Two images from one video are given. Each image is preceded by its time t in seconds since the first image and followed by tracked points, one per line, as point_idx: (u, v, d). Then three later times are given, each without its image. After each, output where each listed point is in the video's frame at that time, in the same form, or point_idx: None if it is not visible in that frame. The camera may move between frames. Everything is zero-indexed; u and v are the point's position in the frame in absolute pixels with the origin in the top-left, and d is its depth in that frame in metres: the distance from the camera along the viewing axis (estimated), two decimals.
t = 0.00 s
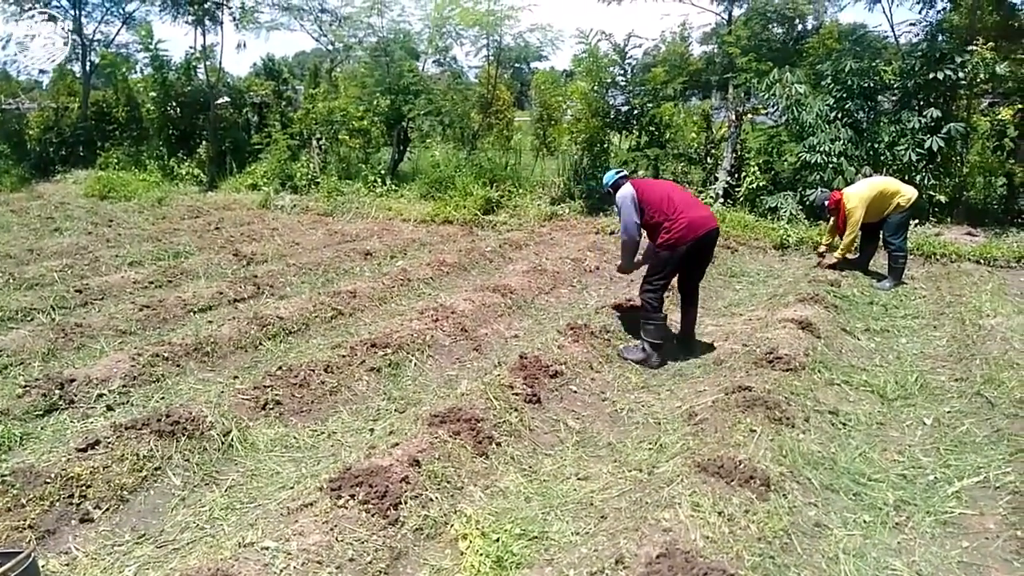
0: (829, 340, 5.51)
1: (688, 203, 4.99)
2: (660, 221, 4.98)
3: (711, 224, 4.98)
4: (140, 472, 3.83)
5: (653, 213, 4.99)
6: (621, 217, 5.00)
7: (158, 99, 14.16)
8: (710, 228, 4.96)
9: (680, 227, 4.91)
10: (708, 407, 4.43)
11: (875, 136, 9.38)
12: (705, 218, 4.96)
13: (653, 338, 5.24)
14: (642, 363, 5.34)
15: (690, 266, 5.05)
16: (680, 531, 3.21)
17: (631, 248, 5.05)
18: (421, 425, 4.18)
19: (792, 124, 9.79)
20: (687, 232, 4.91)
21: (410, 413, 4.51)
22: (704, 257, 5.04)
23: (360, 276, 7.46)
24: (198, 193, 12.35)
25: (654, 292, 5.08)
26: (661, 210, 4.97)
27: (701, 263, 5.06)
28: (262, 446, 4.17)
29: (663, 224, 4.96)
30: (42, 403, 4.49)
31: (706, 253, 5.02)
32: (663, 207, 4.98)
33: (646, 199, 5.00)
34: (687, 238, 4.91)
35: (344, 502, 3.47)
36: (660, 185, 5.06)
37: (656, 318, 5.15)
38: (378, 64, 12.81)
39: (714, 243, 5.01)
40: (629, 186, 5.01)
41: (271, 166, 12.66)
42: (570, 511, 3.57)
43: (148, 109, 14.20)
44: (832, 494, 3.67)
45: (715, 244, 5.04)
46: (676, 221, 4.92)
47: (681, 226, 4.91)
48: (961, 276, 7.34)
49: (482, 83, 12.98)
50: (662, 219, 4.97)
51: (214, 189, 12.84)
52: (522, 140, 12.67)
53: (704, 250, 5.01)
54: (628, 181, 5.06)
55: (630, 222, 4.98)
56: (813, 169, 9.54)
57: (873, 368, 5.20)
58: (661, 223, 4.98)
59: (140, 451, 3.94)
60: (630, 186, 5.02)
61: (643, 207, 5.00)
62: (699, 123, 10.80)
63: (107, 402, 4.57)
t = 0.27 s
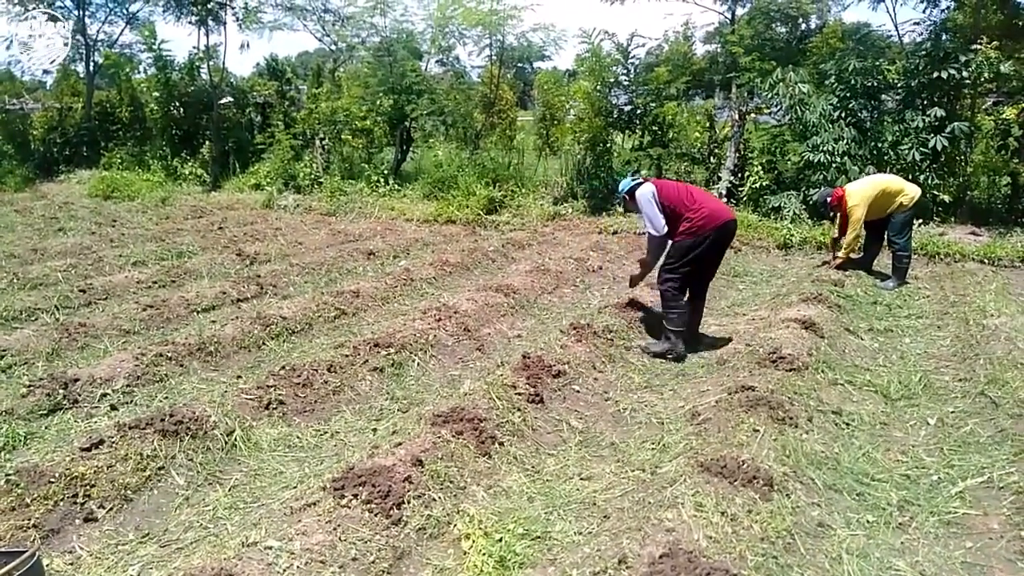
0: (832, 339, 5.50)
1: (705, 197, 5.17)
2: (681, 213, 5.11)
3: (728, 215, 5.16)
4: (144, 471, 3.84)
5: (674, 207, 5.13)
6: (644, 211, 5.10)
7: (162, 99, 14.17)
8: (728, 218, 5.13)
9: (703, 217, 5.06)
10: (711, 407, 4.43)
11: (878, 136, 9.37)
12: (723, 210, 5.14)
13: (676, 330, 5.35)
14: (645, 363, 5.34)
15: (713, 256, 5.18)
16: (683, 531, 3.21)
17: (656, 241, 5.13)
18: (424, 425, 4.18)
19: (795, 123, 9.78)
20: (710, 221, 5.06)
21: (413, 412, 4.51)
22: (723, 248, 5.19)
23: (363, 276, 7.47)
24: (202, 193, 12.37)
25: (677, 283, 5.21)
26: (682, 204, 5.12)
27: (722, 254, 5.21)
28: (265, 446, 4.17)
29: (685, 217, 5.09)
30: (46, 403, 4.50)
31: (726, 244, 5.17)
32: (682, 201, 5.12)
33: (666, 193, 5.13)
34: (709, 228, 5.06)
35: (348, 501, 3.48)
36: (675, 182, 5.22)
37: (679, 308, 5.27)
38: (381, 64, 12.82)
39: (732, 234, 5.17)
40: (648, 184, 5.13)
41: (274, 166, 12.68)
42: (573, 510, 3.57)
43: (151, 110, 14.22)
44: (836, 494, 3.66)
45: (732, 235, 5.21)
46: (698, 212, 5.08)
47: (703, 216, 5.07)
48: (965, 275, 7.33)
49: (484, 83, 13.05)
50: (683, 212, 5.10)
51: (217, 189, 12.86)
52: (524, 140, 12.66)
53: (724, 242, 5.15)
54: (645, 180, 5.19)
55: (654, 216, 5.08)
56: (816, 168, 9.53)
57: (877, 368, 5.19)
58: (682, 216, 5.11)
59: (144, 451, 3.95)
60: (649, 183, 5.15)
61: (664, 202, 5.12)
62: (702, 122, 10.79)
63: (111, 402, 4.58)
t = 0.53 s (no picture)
0: (835, 339, 5.50)
1: (712, 197, 5.18)
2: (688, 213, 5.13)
3: (736, 213, 5.16)
4: (147, 469, 3.85)
5: (681, 207, 5.15)
6: (652, 213, 5.12)
7: (164, 98, 14.13)
8: (736, 216, 5.14)
9: (710, 216, 5.08)
10: (714, 406, 4.42)
11: (882, 134, 9.35)
12: (731, 208, 5.14)
13: (688, 330, 5.35)
14: (648, 363, 5.34)
15: (722, 254, 5.18)
16: (685, 529, 3.22)
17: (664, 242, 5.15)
18: (426, 423, 4.19)
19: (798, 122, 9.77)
20: (717, 219, 5.07)
21: (416, 411, 4.52)
22: (732, 247, 5.19)
23: (365, 275, 7.48)
24: (204, 192, 12.38)
25: (688, 282, 5.22)
26: (689, 204, 5.14)
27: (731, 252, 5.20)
28: (268, 445, 4.18)
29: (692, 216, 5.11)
30: (50, 401, 4.51)
31: (735, 242, 5.17)
32: (689, 201, 5.15)
33: (673, 194, 5.17)
34: (716, 225, 5.07)
35: (351, 500, 3.48)
36: (682, 183, 5.25)
37: (690, 308, 5.27)
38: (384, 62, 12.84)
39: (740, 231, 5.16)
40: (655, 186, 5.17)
41: (277, 164, 12.69)
42: (575, 509, 3.57)
43: (154, 108, 14.23)
44: (839, 493, 3.66)
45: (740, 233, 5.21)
46: (704, 211, 5.10)
47: (710, 214, 5.08)
48: (968, 274, 7.32)
49: (488, 81, 12.82)
50: (690, 212, 5.13)
51: (220, 188, 12.87)
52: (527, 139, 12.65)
53: (731, 241, 5.15)
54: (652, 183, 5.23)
55: (661, 217, 5.10)
56: (819, 167, 9.52)
57: (880, 367, 5.18)
58: (689, 216, 5.13)
59: (147, 449, 3.96)
60: (655, 186, 5.19)
61: (671, 203, 5.15)
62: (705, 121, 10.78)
63: (114, 400, 4.58)
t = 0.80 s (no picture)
0: (836, 338, 5.49)
1: (715, 196, 5.20)
2: (689, 212, 5.16)
3: (737, 213, 5.18)
4: (148, 472, 3.85)
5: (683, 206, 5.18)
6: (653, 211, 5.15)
7: (165, 101, 14.10)
8: (736, 217, 5.15)
9: (710, 215, 5.10)
10: (716, 406, 4.42)
11: (882, 134, 9.34)
12: (732, 208, 5.16)
13: (687, 328, 5.35)
14: (649, 363, 5.34)
15: (722, 254, 5.20)
16: (687, 530, 3.21)
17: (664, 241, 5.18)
18: (427, 425, 4.19)
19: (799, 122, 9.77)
20: (717, 219, 5.09)
21: (417, 412, 4.52)
22: (733, 247, 5.21)
23: (366, 276, 7.47)
24: (205, 194, 12.39)
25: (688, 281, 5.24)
26: (691, 203, 5.17)
27: (731, 252, 5.22)
28: (269, 447, 4.18)
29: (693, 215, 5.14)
30: (51, 404, 4.51)
31: (735, 242, 5.19)
32: (692, 200, 5.17)
33: (676, 193, 5.19)
34: (716, 225, 5.09)
35: (352, 502, 3.48)
36: (686, 182, 5.28)
37: (689, 304, 5.27)
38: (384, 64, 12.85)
39: (741, 232, 5.18)
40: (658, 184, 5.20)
41: (278, 166, 12.70)
42: (577, 510, 3.57)
43: (155, 111, 14.24)
44: (840, 493, 3.66)
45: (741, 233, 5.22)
46: (705, 211, 5.12)
47: (711, 214, 5.10)
48: (970, 274, 7.31)
49: (488, 82, 12.88)
50: (691, 211, 5.15)
51: (221, 190, 12.88)
52: (527, 140, 12.65)
53: (732, 241, 5.18)
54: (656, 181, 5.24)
55: (662, 216, 5.14)
56: (820, 167, 9.51)
57: (881, 367, 5.18)
58: (690, 215, 5.16)
59: (149, 451, 3.96)
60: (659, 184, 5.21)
61: (673, 202, 5.18)
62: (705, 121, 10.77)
63: (115, 403, 4.59)
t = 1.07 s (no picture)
0: (834, 341, 5.49)
1: (715, 195, 5.43)
2: (687, 209, 5.41)
3: (735, 214, 5.40)
4: (145, 477, 3.84)
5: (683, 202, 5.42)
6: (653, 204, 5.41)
7: (163, 106, 14.05)
8: (733, 217, 5.38)
9: (707, 214, 5.34)
10: (714, 409, 4.41)
11: (879, 136, 9.36)
12: (730, 208, 5.38)
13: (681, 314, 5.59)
14: (646, 366, 5.35)
15: (716, 251, 5.45)
16: (685, 533, 3.21)
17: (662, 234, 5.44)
18: (425, 429, 4.18)
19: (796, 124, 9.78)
20: (712, 219, 5.33)
21: (415, 416, 4.51)
22: (728, 246, 5.45)
23: (364, 280, 7.47)
24: (203, 198, 12.38)
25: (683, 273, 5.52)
26: (690, 201, 5.41)
27: (726, 250, 5.46)
28: (267, 451, 4.17)
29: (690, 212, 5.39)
30: (48, 409, 4.50)
31: (730, 241, 5.43)
32: (692, 197, 5.41)
33: (678, 188, 5.43)
34: (711, 224, 5.33)
35: (349, 506, 3.48)
36: (690, 178, 5.50)
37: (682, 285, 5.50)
38: (382, 68, 12.87)
39: (737, 232, 5.41)
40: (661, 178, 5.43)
41: (276, 170, 12.70)
42: (576, 514, 3.56)
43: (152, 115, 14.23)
44: (839, 496, 3.65)
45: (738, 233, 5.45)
46: (702, 210, 5.36)
47: (707, 213, 5.34)
48: (967, 275, 7.32)
49: (484, 86, 12.89)
50: (689, 208, 5.40)
51: (218, 194, 12.87)
52: (525, 143, 12.66)
53: (729, 240, 5.42)
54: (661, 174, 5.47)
55: (661, 210, 5.40)
56: (817, 169, 9.52)
57: (879, 369, 5.18)
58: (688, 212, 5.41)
59: (146, 456, 3.95)
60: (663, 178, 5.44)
61: (673, 197, 5.43)
62: (703, 124, 10.78)
63: (112, 408, 4.58)
